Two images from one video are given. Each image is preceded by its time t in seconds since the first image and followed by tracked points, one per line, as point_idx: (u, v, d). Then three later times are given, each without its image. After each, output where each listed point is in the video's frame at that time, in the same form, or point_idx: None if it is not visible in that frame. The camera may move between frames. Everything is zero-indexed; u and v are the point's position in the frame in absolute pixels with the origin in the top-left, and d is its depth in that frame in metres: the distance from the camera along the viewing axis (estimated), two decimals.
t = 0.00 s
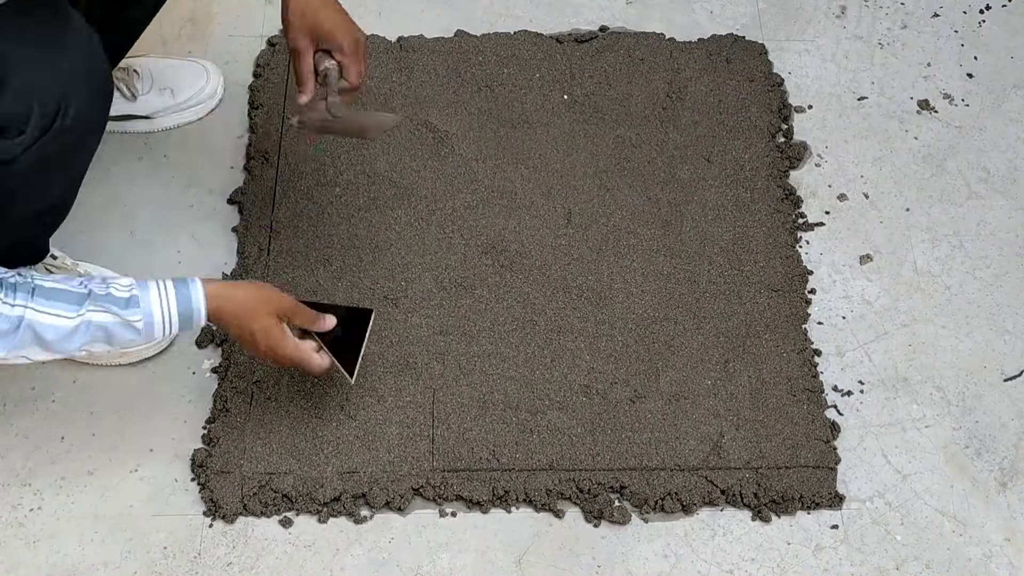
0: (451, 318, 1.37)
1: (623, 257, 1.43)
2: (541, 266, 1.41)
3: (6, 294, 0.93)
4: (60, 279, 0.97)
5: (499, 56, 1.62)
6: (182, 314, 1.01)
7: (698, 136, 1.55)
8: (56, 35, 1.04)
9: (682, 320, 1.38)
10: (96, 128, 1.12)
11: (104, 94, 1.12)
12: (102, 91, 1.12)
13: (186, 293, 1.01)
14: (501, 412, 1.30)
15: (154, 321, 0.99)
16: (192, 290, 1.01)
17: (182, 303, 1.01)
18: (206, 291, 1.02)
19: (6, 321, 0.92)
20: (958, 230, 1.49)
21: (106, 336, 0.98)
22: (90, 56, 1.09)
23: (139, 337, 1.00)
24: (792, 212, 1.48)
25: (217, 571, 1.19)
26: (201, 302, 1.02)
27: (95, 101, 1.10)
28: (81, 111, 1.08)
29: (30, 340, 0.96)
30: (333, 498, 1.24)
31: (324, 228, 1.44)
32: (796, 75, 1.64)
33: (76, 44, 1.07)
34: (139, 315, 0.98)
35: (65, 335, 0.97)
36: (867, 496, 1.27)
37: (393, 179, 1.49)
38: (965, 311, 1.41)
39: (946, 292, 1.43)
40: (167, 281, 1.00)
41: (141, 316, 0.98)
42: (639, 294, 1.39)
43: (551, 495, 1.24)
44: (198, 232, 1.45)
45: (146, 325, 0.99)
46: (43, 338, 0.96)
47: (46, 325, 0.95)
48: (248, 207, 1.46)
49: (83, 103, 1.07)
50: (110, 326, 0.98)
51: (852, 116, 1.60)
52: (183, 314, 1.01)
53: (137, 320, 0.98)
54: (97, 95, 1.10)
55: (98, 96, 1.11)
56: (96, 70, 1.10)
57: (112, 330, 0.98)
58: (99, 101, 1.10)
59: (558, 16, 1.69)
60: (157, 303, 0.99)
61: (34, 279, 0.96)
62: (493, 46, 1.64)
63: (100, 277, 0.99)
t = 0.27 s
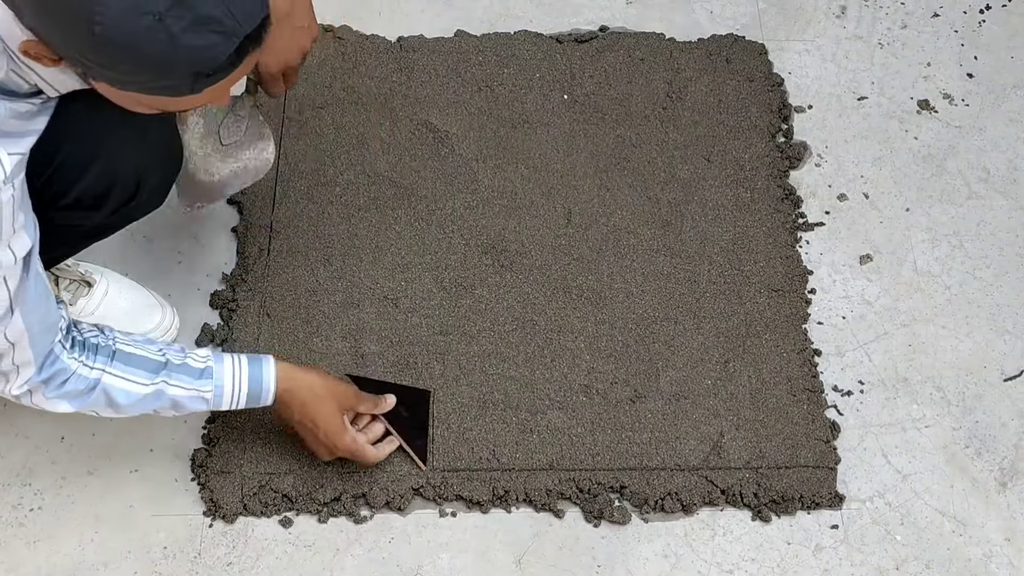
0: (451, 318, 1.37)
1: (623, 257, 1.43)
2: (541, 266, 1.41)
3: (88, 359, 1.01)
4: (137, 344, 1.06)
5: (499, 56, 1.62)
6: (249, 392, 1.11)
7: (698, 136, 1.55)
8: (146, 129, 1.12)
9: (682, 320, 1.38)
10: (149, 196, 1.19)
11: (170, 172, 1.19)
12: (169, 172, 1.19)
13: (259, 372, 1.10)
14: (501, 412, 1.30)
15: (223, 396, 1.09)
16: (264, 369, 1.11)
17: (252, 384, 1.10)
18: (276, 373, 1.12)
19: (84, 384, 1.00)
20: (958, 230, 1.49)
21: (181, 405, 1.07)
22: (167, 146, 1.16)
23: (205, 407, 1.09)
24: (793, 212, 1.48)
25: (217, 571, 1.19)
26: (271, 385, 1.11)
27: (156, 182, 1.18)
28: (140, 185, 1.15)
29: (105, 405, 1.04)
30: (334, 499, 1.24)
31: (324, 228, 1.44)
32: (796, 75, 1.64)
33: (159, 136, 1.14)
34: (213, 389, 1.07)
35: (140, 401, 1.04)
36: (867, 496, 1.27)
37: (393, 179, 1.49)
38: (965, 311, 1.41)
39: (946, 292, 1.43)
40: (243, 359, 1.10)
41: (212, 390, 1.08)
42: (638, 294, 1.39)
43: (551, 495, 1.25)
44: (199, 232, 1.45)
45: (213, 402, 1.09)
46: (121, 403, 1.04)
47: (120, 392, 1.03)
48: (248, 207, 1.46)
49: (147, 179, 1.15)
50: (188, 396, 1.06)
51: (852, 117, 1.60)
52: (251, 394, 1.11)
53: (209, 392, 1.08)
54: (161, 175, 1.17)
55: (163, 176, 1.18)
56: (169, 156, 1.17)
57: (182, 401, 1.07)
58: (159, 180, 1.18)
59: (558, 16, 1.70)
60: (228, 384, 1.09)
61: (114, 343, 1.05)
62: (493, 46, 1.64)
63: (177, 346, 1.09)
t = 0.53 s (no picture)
0: (451, 318, 1.37)
1: (623, 257, 1.43)
2: (541, 266, 1.41)
3: (83, 340, 1.03)
4: (130, 328, 1.09)
5: (499, 56, 1.62)
6: (239, 373, 1.13)
7: (699, 136, 1.55)
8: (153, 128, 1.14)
9: (682, 320, 1.38)
10: (157, 196, 1.20)
11: (177, 172, 1.20)
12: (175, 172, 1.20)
13: (247, 353, 1.14)
14: (501, 412, 1.30)
15: (212, 376, 1.11)
16: (253, 350, 1.14)
17: (241, 365, 1.13)
18: (264, 359, 1.15)
19: (80, 365, 1.02)
20: (958, 230, 1.49)
21: (173, 386, 1.09)
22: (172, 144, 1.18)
23: (196, 389, 1.11)
24: (793, 212, 1.48)
25: (217, 571, 1.19)
26: (258, 368, 1.14)
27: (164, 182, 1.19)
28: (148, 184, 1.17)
29: (99, 387, 1.05)
30: (334, 499, 1.24)
31: (324, 228, 1.44)
32: (797, 74, 1.64)
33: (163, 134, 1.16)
34: (203, 368, 1.10)
35: (132, 380, 1.06)
36: (867, 496, 1.27)
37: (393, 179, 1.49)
38: (965, 310, 1.41)
39: (946, 292, 1.43)
40: (232, 341, 1.13)
41: (203, 368, 1.10)
42: (638, 294, 1.39)
43: (551, 495, 1.24)
44: (199, 231, 1.45)
45: (204, 381, 1.10)
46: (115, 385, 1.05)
47: (114, 371, 1.04)
48: (248, 207, 1.46)
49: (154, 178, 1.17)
50: (180, 374, 1.08)
51: (852, 116, 1.60)
52: (241, 375, 1.13)
53: (199, 369, 1.10)
54: (168, 175, 1.19)
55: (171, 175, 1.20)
56: (175, 155, 1.18)
57: (174, 380, 1.08)
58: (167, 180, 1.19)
59: (558, 16, 1.70)
60: (219, 364, 1.11)
61: (107, 327, 1.07)
62: (493, 46, 1.64)
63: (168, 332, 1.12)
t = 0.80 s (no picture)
0: (451, 318, 1.37)
1: (622, 257, 1.43)
2: (541, 266, 1.41)
3: (91, 348, 1.03)
4: (135, 334, 1.09)
5: (499, 56, 1.62)
6: (242, 382, 1.16)
7: (699, 136, 1.55)
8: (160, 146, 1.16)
9: (682, 320, 1.38)
10: (163, 211, 1.22)
11: (181, 186, 1.22)
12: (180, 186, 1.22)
13: (251, 362, 1.16)
14: (500, 412, 1.30)
15: (216, 385, 1.13)
16: (256, 358, 1.16)
17: (245, 373, 1.15)
18: (268, 367, 1.17)
19: (87, 374, 1.02)
20: (958, 230, 1.49)
21: (177, 394, 1.11)
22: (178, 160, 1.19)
23: (200, 396, 1.13)
24: (792, 212, 1.48)
25: (217, 571, 1.19)
26: (261, 375, 1.17)
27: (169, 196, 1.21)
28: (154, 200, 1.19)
29: (105, 394, 1.06)
30: (334, 499, 1.24)
31: (324, 228, 1.44)
32: (797, 75, 1.64)
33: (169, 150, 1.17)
34: (208, 377, 1.12)
35: (137, 388, 1.07)
36: (867, 496, 1.27)
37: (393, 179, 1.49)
38: (965, 310, 1.41)
39: (946, 292, 1.43)
40: (235, 349, 1.16)
41: (207, 377, 1.12)
42: (638, 294, 1.39)
43: (551, 495, 1.24)
44: (198, 232, 1.45)
45: (208, 390, 1.13)
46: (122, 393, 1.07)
47: (122, 381, 1.05)
48: (248, 207, 1.46)
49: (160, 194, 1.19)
50: (186, 383, 1.10)
51: (852, 117, 1.60)
52: (244, 382, 1.16)
53: (203, 378, 1.12)
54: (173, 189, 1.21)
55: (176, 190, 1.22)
56: (180, 170, 1.20)
57: (178, 389, 1.10)
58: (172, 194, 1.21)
59: (558, 16, 1.70)
60: (223, 373, 1.14)
61: (114, 334, 1.07)
62: (493, 46, 1.64)
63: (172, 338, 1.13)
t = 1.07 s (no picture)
0: (451, 318, 1.37)
1: (622, 257, 1.43)
2: (540, 266, 1.41)
3: (90, 351, 1.03)
4: (134, 336, 1.09)
5: (499, 56, 1.62)
6: (241, 383, 1.16)
7: (699, 136, 1.55)
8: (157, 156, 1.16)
9: (682, 320, 1.38)
10: (157, 216, 1.23)
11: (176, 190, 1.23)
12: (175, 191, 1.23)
13: (250, 364, 1.17)
14: (500, 412, 1.30)
15: (214, 386, 1.14)
16: (255, 360, 1.17)
17: (244, 374, 1.16)
18: (266, 369, 1.18)
19: (87, 375, 1.02)
20: (959, 230, 1.49)
21: (176, 396, 1.11)
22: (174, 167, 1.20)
23: (199, 396, 1.14)
24: (792, 212, 1.48)
25: (217, 571, 1.19)
26: (260, 376, 1.17)
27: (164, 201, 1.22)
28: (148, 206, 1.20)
29: (104, 395, 1.06)
30: (334, 499, 1.24)
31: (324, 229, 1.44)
32: (797, 75, 1.64)
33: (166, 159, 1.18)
34: (207, 379, 1.13)
35: (136, 391, 1.07)
36: (867, 496, 1.27)
37: (393, 179, 1.49)
38: (965, 311, 1.41)
39: (946, 292, 1.43)
40: (234, 351, 1.16)
41: (207, 378, 1.13)
42: (638, 294, 1.39)
43: (551, 495, 1.24)
44: (198, 232, 1.45)
45: (207, 391, 1.14)
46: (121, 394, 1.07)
47: (122, 383, 1.05)
48: (248, 207, 1.46)
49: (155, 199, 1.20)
50: (186, 384, 1.11)
51: (852, 117, 1.60)
52: (243, 383, 1.17)
53: (202, 380, 1.12)
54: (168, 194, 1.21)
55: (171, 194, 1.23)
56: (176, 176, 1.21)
57: (177, 390, 1.11)
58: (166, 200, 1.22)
59: (558, 16, 1.70)
60: (222, 374, 1.14)
61: (113, 336, 1.06)
62: (493, 46, 1.64)
63: (170, 339, 1.13)
